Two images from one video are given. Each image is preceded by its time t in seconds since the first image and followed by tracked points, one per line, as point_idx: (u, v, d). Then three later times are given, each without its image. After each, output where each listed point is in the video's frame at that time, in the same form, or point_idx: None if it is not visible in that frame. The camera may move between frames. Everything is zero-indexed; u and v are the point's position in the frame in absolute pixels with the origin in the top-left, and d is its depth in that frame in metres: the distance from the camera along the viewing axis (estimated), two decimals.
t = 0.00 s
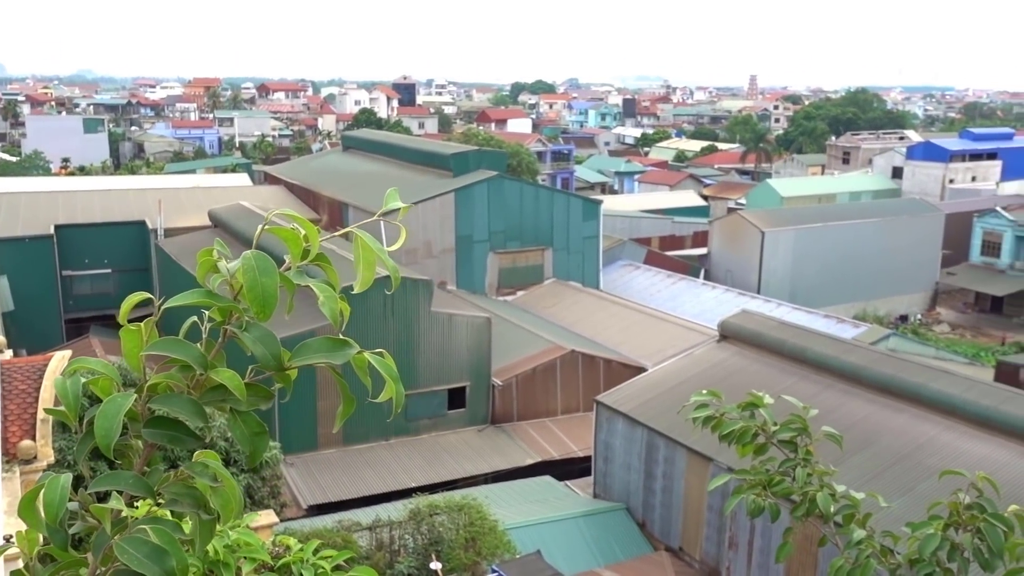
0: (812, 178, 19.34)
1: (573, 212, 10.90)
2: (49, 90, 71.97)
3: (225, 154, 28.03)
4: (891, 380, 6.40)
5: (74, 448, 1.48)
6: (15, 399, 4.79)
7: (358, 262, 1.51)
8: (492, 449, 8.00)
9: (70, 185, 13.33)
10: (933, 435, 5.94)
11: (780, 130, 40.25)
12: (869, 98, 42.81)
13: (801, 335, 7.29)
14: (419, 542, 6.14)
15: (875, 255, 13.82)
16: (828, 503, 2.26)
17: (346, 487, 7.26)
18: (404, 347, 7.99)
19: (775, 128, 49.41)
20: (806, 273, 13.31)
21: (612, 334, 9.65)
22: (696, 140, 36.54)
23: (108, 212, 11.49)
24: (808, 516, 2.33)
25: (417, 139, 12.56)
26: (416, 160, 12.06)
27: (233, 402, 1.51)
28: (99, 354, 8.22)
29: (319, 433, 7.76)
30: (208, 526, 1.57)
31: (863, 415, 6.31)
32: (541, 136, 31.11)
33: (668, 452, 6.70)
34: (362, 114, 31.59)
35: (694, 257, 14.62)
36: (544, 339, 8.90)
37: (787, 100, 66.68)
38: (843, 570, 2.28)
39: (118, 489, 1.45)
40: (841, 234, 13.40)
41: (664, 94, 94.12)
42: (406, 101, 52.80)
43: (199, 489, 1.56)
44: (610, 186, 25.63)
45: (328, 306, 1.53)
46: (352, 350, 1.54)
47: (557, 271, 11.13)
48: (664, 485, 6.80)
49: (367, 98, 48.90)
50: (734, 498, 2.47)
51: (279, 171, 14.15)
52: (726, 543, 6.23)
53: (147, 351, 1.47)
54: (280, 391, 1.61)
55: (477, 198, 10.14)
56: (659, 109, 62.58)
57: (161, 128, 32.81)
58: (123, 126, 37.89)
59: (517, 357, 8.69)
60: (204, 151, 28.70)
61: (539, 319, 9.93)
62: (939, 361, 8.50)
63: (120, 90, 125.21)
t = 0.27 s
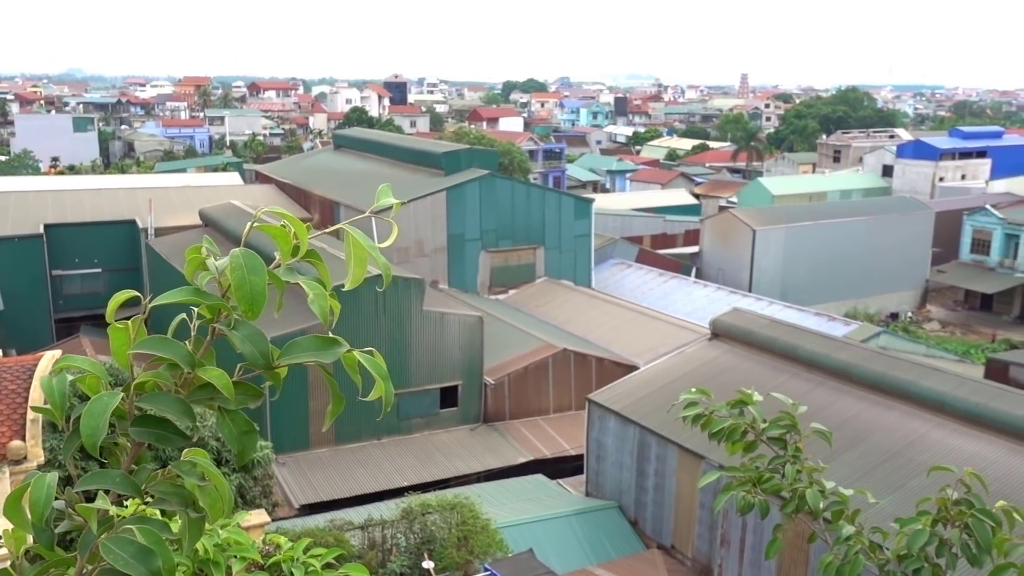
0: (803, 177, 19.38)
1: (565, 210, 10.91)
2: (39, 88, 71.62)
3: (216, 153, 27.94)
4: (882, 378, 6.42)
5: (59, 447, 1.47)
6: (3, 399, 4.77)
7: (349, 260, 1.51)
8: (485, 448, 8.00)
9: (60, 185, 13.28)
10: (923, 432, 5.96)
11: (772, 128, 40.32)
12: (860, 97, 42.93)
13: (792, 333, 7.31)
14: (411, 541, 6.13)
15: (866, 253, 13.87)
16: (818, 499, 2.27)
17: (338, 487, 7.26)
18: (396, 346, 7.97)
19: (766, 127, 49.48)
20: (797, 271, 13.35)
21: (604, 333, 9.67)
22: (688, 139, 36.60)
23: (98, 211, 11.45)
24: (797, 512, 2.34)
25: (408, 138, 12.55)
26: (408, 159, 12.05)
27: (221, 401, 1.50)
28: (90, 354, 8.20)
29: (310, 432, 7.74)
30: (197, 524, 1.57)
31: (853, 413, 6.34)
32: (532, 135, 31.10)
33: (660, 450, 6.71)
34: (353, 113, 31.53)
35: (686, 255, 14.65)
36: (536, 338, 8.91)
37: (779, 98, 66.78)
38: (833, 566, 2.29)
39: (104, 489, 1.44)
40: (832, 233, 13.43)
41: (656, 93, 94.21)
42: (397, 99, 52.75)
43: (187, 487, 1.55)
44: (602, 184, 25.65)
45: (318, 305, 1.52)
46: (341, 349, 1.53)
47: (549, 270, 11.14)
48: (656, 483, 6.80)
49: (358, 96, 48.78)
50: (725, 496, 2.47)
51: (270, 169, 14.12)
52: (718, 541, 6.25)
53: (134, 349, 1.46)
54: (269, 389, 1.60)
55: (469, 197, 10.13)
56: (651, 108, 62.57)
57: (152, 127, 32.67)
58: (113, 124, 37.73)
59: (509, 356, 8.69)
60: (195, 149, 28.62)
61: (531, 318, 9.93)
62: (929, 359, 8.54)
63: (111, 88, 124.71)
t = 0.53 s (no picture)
0: (791, 176, 19.46)
1: (555, 210, 10.91)
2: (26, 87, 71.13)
3: (205, 153, 27.80)
4: (870, 376, 6.46)
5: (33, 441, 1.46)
6: None
7: (328, 251, 1.52)
8: (475, 448, 8.00)
9: (47, 185, 13.20)
10: (911, 429, 6.00)
11: (761, 128, 40.43)
12: (848, 96, 43.11)
13: (781, 331, 7.35)
14: (402, 541, 6.12)
15: (854, 252, 13.94)
16: (803, 494, 2.28)
17: (327, 487, 7.25)
18: (385, 345, 7.97)
19: (755, 126, 49.63)
20: (786, 270, 13.40)
21: (593, 332, 9.68)
22: (677, 138, 36.67)
23: (86, 212, 11.39)
24: (783, 507, 2.35)
25: (398, 137, 12.53)
26: (397, 158, 12.03)
27: (198, 393, 1.50)
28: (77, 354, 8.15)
29: (300, 432, 7.71)
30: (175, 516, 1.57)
31: (842, 411, 6.37)
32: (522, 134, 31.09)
33: (650, 449, 6.73)
34: (342, 112, 31.44)
35: (675, 254, 14.68)
36: (526, 337, 8.91)
37: (767, 97, 66.97)
38: (817, 561, 2.30)
39: (79, 482, 1.44)
40: (820, 231, 13.49)
41: (645, 92, 94.35)
42: (386, 99, 52.70)
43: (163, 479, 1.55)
44: (591, 184, 25.67)
45: (296, 297, 1.52)
46: (318, 340, 1.54)
47: (539, 269, 11.14)
48: (646, 482, 6.83)
49: (347, 96, 48.64)
50: (710, 492, 2.48)
51: (259, 169, 14.07)
52: (708, 539, 6.27)
53: (109, 342, 1.46)
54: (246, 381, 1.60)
55: (459, 196, 10.12)
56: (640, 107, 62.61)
57: (140, 126, 32.48)
58: (101, 124, 37.50)
59: (499, 355, 8.69)
60: (183, 149, 28.47)
61: (520, 317, 9.93)
62: (916, 357, 8.59)
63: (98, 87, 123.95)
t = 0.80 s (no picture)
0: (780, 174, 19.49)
1: (544, 208, 10.90)
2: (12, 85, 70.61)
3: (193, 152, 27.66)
4: (858, 373, 6.48)
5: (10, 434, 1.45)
6: None
7: (302, 247, 1.51)
8: (465, 447, 7.99)
9: (33, 184, 13.10)
10: (899, 426, 6.02)
11: (751, 125, 40.52)
12: (837, 94, 43.26)
13: (770, 329, 7.36)
14: (392, 540, 6.11)
15: (843, 249, 13.98)
16: (788, 490, 2.28)
17: (316, 487, 7.22)
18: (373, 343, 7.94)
19: (744, 123, 49.75)
20: (775, 267, 13.44)
21: (582, 330, 9.69)
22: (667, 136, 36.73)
23: (72, 211, 11.31)
24: (768, 503, 2.35)
25: (387, 136, 12.49)
26: (387, 157, 12.00)
27: (174, 386, 1.49)
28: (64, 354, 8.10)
29: (288, 431, 7.69)
30: (152, 509, 1.56)
31: (831, 408, 6.39)
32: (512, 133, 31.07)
33: (640, 447, 6.74)
34: (331, 111, 31.33)
35: (665, 252, 14.70)
36: (516, 335, 8.91)
37: (756, 95, 67.12)
38: (803, 556, 2.30)
39: (56, 475, 1.43)
40: (809, 229, 13.53)
41: (635, 90, 94.44)
42: (375, 97, 52.59)
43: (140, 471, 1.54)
44: (581, 182, 25.67)
45: (271, 291, 1.50)
46: (293, 332, 1.53)
47: (528, 268, 11.14)
48: (636, 480, 6.83)
49: (336, 94, 48.47)
50: (697, 488, 2.48)
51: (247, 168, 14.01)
52: (698, 536, 6.28)
53: (84, 336, 1.44)
54: (223, 373, 1.59)
55: (448, 195, 10.10)
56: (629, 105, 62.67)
57: (127, 125, 32.28)
58: (88, 122, 37.25)
59: (489, 354, 8.68)
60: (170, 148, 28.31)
61: (510, 315, 9.92)
62: (905, 354, 8.62)
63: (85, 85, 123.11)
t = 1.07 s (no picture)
0: (765, 172, 19.54)
1: (530, 207, 10.89)
2: None
3: (176, 151, 27.52)
4: (844, 370, 6.50)
5: None
6: None
7: (298, 246, 1.50)
8: (452, 446, 7.98)
9: (15, 184, 13.01)
10: (885, 423, 6.04)
11: (736, 124, 40.64)
12: (821, 92, 43.46)
13: (755, 327, 7.38)
14: (378, 540, 6.08)
15: (828, 247, 14.04)
16: (773, 485, 2.29)
17: (302, 487, 7.20)
18: (360, 342, 7.92)
19: (729, 122, 49.89)
20: (761, 265, 13.48)
21: (569, 329, 9.69)
22: (652, 135, 36.79)
23: (55, 211, 11.24)
24: (753, 498, 2.36)
25: (372, 134, 12.46)
26: (372, 155, 11.97)
27: (165, 383, 1.47)
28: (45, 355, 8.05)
29: (274, 432, 7.66)
30: (142, 508, 1.54)
31: (816, 405, 6.41)
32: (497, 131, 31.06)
33: (627, 446, 6.74)
34: (316, 110, 31.24)
35: (651, 251, 14.72)
36: (503, 334, 8.90)
37: (741, 94, 67.21)
38: (787, 550, 2.31)
39: (44, 472, 1.41)
40: (794, 227, 13.57)
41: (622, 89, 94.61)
42: (360, 96, 52.53)
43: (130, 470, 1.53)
44: (567, 181, 25.70)
45: (263, 289, 1.49)
46: (284, 332, 1.52)
47: (515, 267, 11.13)
48: (623, 478, 6.83)
49: (321, 93, 48.33)
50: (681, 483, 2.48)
51: (231, 167, 13.96)
52: (685, 534, 6.29)
53: (75, 333, 1.43)
54: (214, 373, 1.57)
55: (434, 194, 10.08)
56: (615, 104, 62.66)
57: (110, 125, 32.08)
58: (70, 122, 37.01)
59: (476, 353, 8.68)
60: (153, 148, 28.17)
61: (497, 314, 9.91)
62: (889, 350, 8.66)
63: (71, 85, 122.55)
